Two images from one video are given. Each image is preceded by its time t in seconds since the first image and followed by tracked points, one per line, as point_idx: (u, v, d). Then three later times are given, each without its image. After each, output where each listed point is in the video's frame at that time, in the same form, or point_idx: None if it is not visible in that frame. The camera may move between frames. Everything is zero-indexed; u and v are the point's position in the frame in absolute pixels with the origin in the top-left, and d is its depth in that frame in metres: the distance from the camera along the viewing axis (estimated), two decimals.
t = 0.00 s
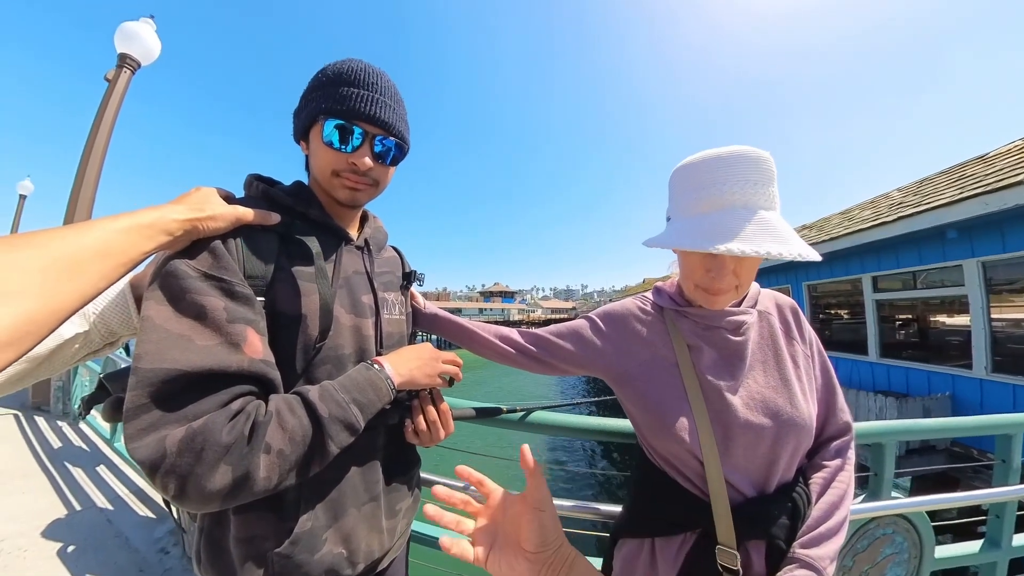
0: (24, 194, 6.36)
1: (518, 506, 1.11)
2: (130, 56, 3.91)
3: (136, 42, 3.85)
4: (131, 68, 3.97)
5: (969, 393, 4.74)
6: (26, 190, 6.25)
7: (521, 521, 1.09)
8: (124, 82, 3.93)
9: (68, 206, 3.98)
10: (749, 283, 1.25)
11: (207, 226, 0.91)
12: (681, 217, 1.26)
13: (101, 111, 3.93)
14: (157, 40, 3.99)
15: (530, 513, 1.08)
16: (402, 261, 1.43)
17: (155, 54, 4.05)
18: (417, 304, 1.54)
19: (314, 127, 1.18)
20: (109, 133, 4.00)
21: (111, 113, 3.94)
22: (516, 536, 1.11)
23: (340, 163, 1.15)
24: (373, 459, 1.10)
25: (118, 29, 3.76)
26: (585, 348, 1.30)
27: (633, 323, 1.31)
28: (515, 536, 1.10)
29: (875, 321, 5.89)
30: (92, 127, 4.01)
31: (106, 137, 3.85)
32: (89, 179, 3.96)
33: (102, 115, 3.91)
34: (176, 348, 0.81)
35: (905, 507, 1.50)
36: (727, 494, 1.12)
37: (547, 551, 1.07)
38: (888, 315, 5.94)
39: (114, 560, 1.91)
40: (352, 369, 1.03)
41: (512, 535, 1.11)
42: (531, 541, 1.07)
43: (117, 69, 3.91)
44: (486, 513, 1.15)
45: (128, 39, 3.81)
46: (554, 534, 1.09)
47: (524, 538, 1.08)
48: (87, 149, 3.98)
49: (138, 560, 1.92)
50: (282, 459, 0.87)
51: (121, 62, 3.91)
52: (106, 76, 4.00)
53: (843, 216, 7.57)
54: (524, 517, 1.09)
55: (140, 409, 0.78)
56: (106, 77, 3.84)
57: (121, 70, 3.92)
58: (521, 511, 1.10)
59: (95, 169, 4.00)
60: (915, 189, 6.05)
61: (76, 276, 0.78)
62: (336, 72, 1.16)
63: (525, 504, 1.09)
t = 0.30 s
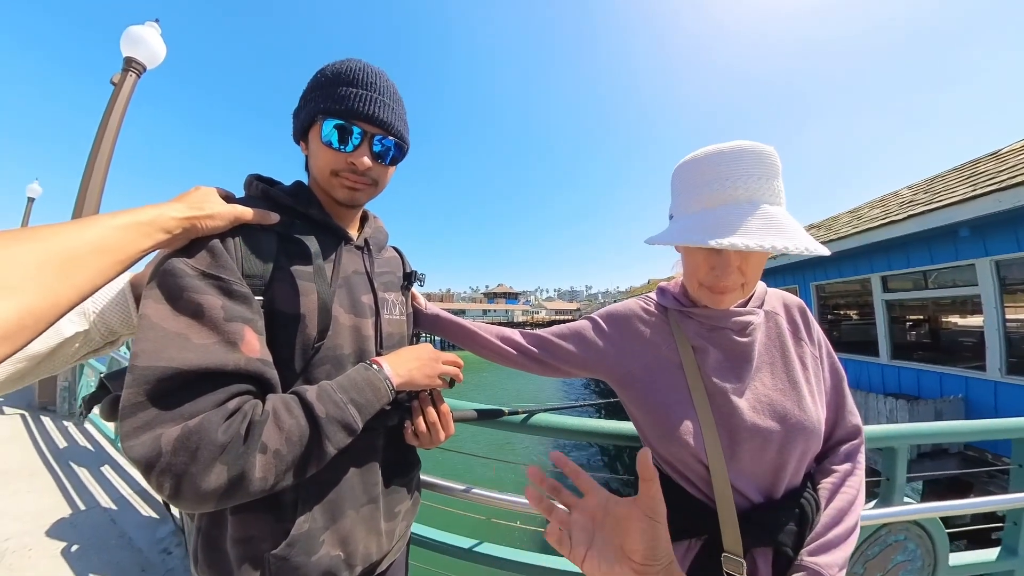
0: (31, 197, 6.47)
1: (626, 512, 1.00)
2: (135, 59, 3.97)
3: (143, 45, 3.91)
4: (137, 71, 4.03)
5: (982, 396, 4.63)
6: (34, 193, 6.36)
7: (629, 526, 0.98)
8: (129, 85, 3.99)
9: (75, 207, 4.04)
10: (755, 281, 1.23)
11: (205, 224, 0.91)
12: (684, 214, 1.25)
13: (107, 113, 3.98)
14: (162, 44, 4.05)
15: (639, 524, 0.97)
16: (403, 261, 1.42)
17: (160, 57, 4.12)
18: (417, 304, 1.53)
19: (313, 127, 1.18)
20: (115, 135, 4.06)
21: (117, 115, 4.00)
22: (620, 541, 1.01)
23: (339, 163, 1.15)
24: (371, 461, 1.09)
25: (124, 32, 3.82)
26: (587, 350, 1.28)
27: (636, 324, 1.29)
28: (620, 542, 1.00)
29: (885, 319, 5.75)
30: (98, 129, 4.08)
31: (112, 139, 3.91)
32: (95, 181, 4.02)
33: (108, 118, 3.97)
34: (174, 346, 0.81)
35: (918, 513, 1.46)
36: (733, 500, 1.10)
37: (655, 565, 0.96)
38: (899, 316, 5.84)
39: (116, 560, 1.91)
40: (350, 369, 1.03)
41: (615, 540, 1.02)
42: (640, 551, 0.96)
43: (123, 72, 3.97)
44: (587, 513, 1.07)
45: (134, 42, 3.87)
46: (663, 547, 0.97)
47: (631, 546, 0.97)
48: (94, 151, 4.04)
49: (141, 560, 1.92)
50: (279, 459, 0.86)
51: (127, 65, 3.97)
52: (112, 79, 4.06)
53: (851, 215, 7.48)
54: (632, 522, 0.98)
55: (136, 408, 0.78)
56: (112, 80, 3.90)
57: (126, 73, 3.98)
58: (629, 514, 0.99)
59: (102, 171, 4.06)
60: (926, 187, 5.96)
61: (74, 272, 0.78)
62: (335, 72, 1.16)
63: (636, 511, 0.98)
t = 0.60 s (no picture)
0: (38, 200, 6.58)
1: None
2: (140, 64, 4.04)
3: (147, 50, 3.98)
4: (142, 75, 4.10)
5: (997, 398, 4.51)
6: (43, 196, 6.48)
7: None
8: (134, 89, 4.06)
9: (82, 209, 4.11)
10: (759, 279, 1.20)
11: (200, 224, 0.92)
12: (684, 213, 1.23)
13: (113, 116, 4.05)
14: (166, 48, 4.11)
15: None
16: (401, 261, 1.42)
17: (165, 62, 4.18)
18: (416, 305, 1.53)
19: (309, 128, 1.18)
20: (120, 138, 4.13)
21: (123, 118, 4.06)
22: None
23: (335, 164, 1.15)
24: (367, 463, 1.09)
25: (129, 37, 3.89)
26: (587, 351, 1.27)
27: (637, 325, 1.27)
28: None
29: (895, 319, 5.65)
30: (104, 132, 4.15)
31: (117, 142, 3.98)
32: (101, 182, 4.09)
33: (114, 121, 4.04)
34: (167, 346, 0.81)
35: (928, 519, 1.41)
36: (737, 507, 1.07)
37: None
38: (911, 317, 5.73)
39: (118, 559, 1.93)
40: (346, 370, 1.02)
41: None
42: None
43: (128, 76, 4.04)
44: None
45: (139, 47, 3.94)
46: None
47: None
48: (100, 154, 4.10)
49: (142, 559, 1.94)
50: (271, 460, 0.86)
51: (132, 69, 4.03)
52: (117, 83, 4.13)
53: (861, 213, 7.36)
54: None
55: (129, 407, 0.78)
56: (118, 84, 3.97)
57: (131, 77, 4.05)
58: None
59: (108, 172, 4.13)
60: (937, 184, 5.86)
61: (68, 270, 0.78)
62: (331, 73, 1.17)
63: None
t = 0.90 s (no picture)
0: (47, 203, 6.63)
1: None
2: (147, 66, 4.05)
3: (153, 53, 3.99)
4: (148, 78, 4.11)
5: (1012, 401, 4.45)
6: (50, 199, 6.52)
7: None
8: (141, 92, 4.07)
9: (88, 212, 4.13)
10: (772, 279, 1.18)
11: (202, 224, 0.91)
12: (695, 211, 1.21)
13: (119, 120, 4.06)
14: (172, 51, 4.13)
15: None
16: (405, 262, 1.40)
17: (171, 65, 4.20)
18: (421, 306, 1.51)
19: (312, 127, 1.17)
20: (126, 142, 4.14)
21: (129, 121, 4.07)
22: None
23: (339, 163, 1.14)
24: (371, 467, 1.07)
25: (136, 40, 3.90)
26: (595, 353, 1.24)
27: (646, 326, 1.25)
28: None
29: (906, 321, 5.62)
30: (111, 135, 4.16)
31: (123, 145, 3.99)
32: (107, 186, 4.11)
33: (120, 124, 4.05)
34: (168, 348, 0.80)
35: (944, 526, 1.38)
36: (749, 512, 1.05)
37: None
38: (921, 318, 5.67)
39: (122, 559, 1.92)
40: (350, 372, 1.00)
41: None
42: None
43: (134, 79, 4.05)
44: None
45: (145, 50, 3.95)
46: None
47: None
48: (106, 158, 4.12)
49: (146, 560, 1.93)
50: (274, 464, 0.84)
51: (138, 72, 4.05)
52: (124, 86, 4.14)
53: (869, 213, 7.31)
54: None
55: (129, 410, 0.76)
56: (124, 87, 3.98)
57: (138, 80, 4.06)
58: None
59: (114, 177, 4.14)
60: (947, 183, 5.80)
61: (68, 270, 0.77)
62: (334, 71, 1.15)
63: None
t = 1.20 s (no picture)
0: (55, 205, 6.72)
1: None
2: (153, 69, 4.09)
3: (161, 56, 4.04)
4: (154, 81, 4.15)
5: None
6: (59, 202, 6.61)
7: None
8: (147, 95, 4.11)
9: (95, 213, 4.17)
10: (781, 275, 1.16)
11: (208, 223, 0.91)
12: (701, 207, 1.20)
13: (126, 123, 4.10)
14: (178, 54, 4.17)
15: None
16: (410, 262, 1.40)
17: (177, 69, 4.24)
18: (426, 306, 1.51)
19: (318, 126, 1.17)
20: (133, 145, 4.18)
21: (136, 123, 4.11)
22: None
23: (345, 162, 1.14)
24: (376, 467, 1.07)
25: (142, 44, 3.94)
26: (602, 352, 1.23)
27: (653, 325, 1.24)
28: None
29: (916, 321, 5.55)
30: (118, 138, 4.20)
31: (129, 147, 4.03)
32: (114, 188, 4.15)
33: (127, 127, 4.09)
34: (174, 347, 0.79)
35: (958, 531, 1.36)
36: (759, 513, 1.03)
37: None
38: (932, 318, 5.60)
39: (127, 558, 1.92)
40: (355, 372, 1.00)
41: None
42: None
43: (141, 82, 4.09)
44: None
45: (151, 54, 4.00)
46: None
47: None
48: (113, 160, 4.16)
49: (151, 560, 1.93)
50: (280, 464, 0.84)
51: (145, 75, 4.09)
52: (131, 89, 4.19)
53: (878, 212, 7.23)
54: None
55: (135, 409, 0.76)
56: (131, 90, 4.03)
57: (145, 83, 4.11)
58: None
59: (120, 179, 4.18)
60: (959, 181, 5.72)
61: (75, 268, 0.78)
62: (340, 70, 1.15)
63: None
